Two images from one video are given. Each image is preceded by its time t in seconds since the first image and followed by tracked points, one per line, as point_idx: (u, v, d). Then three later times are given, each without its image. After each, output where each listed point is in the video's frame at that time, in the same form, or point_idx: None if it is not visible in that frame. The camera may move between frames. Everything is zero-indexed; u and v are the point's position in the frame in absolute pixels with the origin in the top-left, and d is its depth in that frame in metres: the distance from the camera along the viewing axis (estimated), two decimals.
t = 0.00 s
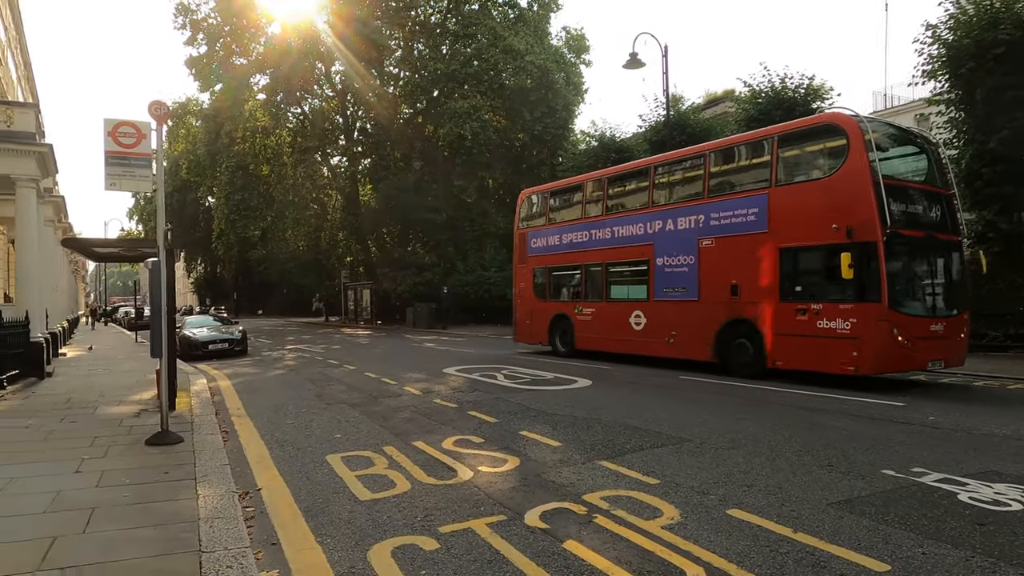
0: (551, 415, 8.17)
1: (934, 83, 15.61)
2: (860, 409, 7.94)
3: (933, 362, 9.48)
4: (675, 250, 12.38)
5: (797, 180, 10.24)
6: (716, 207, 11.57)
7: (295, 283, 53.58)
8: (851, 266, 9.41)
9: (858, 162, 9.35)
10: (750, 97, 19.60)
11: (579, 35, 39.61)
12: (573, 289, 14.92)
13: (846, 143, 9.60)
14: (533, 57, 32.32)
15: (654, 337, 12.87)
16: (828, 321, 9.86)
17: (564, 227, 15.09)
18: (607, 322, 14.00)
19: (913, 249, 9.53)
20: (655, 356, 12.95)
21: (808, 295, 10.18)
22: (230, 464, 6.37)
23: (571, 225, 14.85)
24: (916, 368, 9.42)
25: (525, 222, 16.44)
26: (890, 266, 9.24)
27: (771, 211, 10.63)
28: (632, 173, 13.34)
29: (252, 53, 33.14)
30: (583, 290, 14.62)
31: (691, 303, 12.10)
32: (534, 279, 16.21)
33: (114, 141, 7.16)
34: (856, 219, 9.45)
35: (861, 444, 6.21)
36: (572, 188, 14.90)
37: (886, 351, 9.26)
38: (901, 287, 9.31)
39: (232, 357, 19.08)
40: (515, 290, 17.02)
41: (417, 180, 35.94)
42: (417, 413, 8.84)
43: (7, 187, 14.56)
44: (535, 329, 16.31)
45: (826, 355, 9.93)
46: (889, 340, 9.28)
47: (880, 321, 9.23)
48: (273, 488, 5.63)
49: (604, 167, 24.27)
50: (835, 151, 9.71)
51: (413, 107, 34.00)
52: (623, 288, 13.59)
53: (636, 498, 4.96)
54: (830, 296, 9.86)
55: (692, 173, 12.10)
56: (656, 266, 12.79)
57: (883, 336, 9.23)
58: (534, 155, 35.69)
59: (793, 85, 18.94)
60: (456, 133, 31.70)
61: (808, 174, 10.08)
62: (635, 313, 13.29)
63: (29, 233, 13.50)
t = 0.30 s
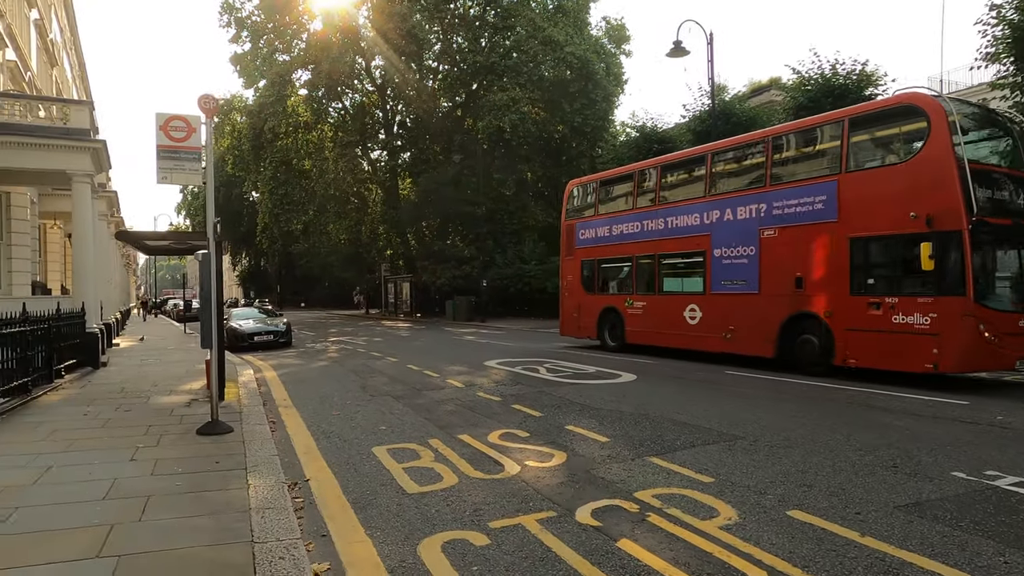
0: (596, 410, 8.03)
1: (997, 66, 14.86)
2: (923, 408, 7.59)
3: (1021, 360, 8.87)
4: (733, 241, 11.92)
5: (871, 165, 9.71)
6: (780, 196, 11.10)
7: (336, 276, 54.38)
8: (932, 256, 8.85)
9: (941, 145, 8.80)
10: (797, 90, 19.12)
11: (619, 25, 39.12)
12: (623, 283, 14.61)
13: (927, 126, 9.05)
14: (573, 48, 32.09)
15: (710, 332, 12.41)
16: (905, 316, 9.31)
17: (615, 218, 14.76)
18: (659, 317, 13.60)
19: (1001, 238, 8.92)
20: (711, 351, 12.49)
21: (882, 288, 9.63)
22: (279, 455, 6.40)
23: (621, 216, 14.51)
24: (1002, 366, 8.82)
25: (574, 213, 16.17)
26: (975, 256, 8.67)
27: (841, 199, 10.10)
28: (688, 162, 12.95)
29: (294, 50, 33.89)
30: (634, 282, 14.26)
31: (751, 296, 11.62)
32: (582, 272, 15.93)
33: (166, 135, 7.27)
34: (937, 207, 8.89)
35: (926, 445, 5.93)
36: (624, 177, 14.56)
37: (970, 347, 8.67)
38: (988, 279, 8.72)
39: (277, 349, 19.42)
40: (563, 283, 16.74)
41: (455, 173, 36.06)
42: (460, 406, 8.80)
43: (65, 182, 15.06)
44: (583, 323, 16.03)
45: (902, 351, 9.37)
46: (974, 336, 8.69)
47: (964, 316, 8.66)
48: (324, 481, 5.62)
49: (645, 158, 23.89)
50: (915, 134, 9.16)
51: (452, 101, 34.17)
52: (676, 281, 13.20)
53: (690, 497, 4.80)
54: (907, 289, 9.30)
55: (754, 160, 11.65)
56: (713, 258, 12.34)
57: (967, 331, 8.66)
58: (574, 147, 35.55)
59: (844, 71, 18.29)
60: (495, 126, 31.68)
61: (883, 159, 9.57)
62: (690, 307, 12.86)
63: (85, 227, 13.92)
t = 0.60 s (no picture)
0: (623, 411, 7.88)
1: None
2: (961, 411, 7.36)
3: None
4: (769, 239, 11.69)
5: (917, 159, 9.41)
6: (818, 191, 10.83)
7: (353, 274, 54.54)
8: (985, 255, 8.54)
9: (994, 138, 8.47)
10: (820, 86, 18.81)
11: (636, 21, 38.81)
12: (650, 281, 14.44)
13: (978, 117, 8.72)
14: (590, 45, 31.92)
15: (744, 332, 12.18)
16: (954, 316, 9.02)
17: (643, 215, 14.54)
18: (689, 316, 13.39)
19: None
20: (745, 352, 12.27)
21: (928, 287, 9.35)
22: (304, 455, 6.33)
23: (650, 213, 14.30)
24: None
25: (600, 209, 15.98)
26: None
27: (885, 195, 9.81)
28: (720, 156, 12.70)
29: (311, 49, 34.13)
30: (663, 281, 14.06)
31: (787, 295, 11.38)
32: (608, 269, 15.76)
33: (189, 133, 7.21)
34: (989, 202, 8.58)
35: (969, 450, 5.72)
36: (653, 173, 14.34)
37: None
38: None
39: (296, 347, 19.44)
40: (587, 281, 16.57)
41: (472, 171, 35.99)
42: (483, 406, 8.68)
43: (87, 182, 15.15)
44: (608, 322, 15.85)
45: (949, 352, 9.09)
46: None
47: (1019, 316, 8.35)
48: (351, 483, 5.51)
49: (665, 155, 23.62)
50: (965, 126, 8.83)
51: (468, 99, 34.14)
52: (708, 279, 12.99)
53: (727, 503, 4.65)
54: (955, 288, 9.02)
55: (792, 154, 11.37)
56: (747, 256, 12.10)
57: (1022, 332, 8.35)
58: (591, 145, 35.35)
59: (870, 66, 17.91)
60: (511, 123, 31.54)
61: (930, 153, 9.26)
62: (722, 306, 12.64)
63: (107, 226, 13.99)
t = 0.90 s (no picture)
0: (650, 412, 7.72)
1: None
2: (1003, 413, 7.12)
3: None
4: (802, 236, 11.46)
5: (960, 153, 9.16)
6: (855, 187, 10.59)
7: (369, 274, 54.69)
8: None
9: None
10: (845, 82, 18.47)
11: (653, 19, 38.51)
12: (676, 280, 14.27)
13: None
14: (607, 43, 31.75)
15: (776, 332, 11.95)
16: (1000, 316, 8.76)
17: (669, 212, 14.37)
18: (717, 315, 13.20)
19: None
20: (776, 352, 12.06)
21: (973, 286, 9.10)
22: (329, 456, 6.25)
23: (677, 210, 14.13)
24: None
25: (623, 207, 15.83)
26: None
27: (926, 190, 9.58)
28: (750, 151, 12.49)
29: (328, 50, 34.27)
30: (690, 279, 13.88)
31: (821, 294, 11.15)
32: (631, 268, 15.59)
33: (212, 130, 7.16)
34: None
35: (1016, 454, 5.50)
36: (679, 170, 14.16)
37: None
38: None
39: (314, 347, 19.47)
40: (610, 280, 16.41)
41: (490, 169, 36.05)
42: (507, 406, 8.57)
43: (110, 181, 15.24)
44: (632, 322, 15.66)
45: (995, 353, 8.83)
46: None
47: None
48: (379, 485, 5.41)
49: (685, 153, 23.37)
50: (1011, 119, 8.59)
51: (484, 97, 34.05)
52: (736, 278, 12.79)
53: (768, 508, 4.48)
54: (1002, 287, 8.76)
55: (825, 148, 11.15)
56: (778, 254, 11.89)
57: None
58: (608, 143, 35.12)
59: (897, 60, 17.56)
60: (528, 122, 31.42)
61: (975, 145, 8.99)
62: (752, 305, 12.43)
63: (129, 225, 14.04)
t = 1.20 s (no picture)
0: (677, 412, 7.54)
1: None
2: None
3: None
4: (831, 232, 11.24)
5: (998, 147, 8.90)
6: (887, 181, 10.35)
7: (385, 272, 54.80)
8: None
9: None
10: (870, 75, 18.10)
11: (670, 15, 38.16)
12: (699, 278, 14.07)
13: None
14: (625, 39, 31.56)
15: (803, 331, 11.73)
16: None
17: (692, 209, 14.17)
18: (742, 314, 12.99)
19: None
20: (803, 351, 11.83)
21: (1012, 284, 8.84)
22: (353, 456, 6.15)
23: (700, 206, 13.93)
24: None
25: (644, 204, 15.64)
26: None
27: (962, 185, 9.32)
28: (776, 146, 12.27)
29: (345, 49, 34.45)
30: (714, 277, 13.67)
31: (851, 292, 10.92)
32: (653, 266, 15.40)
33: (235, 127, 7.09)
34: None
35: None
36: (702, 165, 13.96)
37: None
38: None
39: (333, 345, 19.46)
40: (631, 278, 16.23)
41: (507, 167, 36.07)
42: (530, 406, 8.44)
43: (130, 180, 15.30)
44: (654, 321, 15.48)
45: None
46: None
47: None
48: (405, 487, 5.29)
49: (705, 150, 23.08)
50: None
51: (500, 95, 33.92)
52: (762, 275, 12.58)
53: (810, 514, 4.31)
54: None
55: (855, 142, 10.90)
56: (806, 251, 11.66)
57: None
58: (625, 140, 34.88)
59: (926, 53, 17.17)
60: (544, 119, 31.28)
61: (1014, 139, 8.73)
62: (778, 304, 12.21)
63: (150, 224, 14.09)
